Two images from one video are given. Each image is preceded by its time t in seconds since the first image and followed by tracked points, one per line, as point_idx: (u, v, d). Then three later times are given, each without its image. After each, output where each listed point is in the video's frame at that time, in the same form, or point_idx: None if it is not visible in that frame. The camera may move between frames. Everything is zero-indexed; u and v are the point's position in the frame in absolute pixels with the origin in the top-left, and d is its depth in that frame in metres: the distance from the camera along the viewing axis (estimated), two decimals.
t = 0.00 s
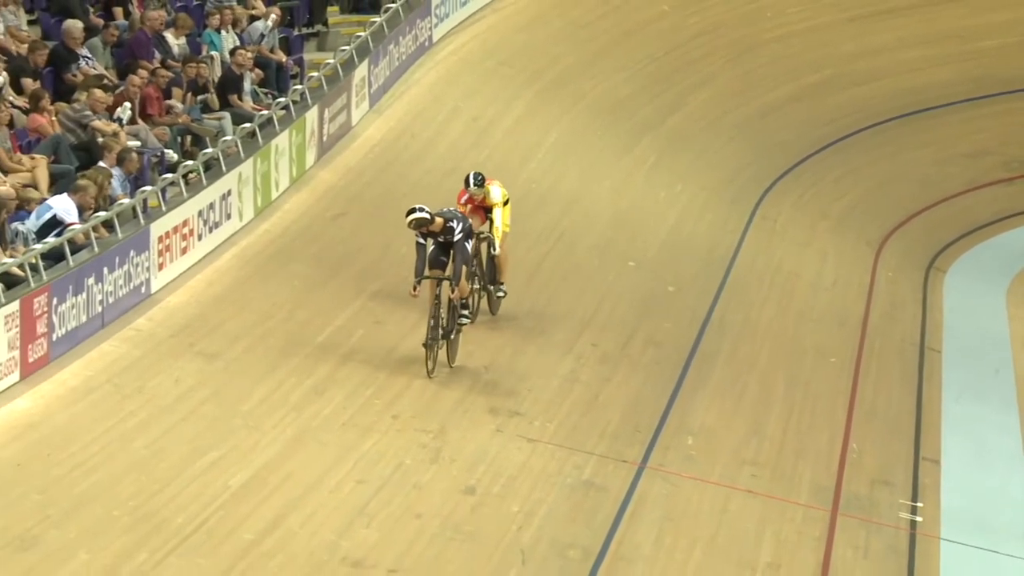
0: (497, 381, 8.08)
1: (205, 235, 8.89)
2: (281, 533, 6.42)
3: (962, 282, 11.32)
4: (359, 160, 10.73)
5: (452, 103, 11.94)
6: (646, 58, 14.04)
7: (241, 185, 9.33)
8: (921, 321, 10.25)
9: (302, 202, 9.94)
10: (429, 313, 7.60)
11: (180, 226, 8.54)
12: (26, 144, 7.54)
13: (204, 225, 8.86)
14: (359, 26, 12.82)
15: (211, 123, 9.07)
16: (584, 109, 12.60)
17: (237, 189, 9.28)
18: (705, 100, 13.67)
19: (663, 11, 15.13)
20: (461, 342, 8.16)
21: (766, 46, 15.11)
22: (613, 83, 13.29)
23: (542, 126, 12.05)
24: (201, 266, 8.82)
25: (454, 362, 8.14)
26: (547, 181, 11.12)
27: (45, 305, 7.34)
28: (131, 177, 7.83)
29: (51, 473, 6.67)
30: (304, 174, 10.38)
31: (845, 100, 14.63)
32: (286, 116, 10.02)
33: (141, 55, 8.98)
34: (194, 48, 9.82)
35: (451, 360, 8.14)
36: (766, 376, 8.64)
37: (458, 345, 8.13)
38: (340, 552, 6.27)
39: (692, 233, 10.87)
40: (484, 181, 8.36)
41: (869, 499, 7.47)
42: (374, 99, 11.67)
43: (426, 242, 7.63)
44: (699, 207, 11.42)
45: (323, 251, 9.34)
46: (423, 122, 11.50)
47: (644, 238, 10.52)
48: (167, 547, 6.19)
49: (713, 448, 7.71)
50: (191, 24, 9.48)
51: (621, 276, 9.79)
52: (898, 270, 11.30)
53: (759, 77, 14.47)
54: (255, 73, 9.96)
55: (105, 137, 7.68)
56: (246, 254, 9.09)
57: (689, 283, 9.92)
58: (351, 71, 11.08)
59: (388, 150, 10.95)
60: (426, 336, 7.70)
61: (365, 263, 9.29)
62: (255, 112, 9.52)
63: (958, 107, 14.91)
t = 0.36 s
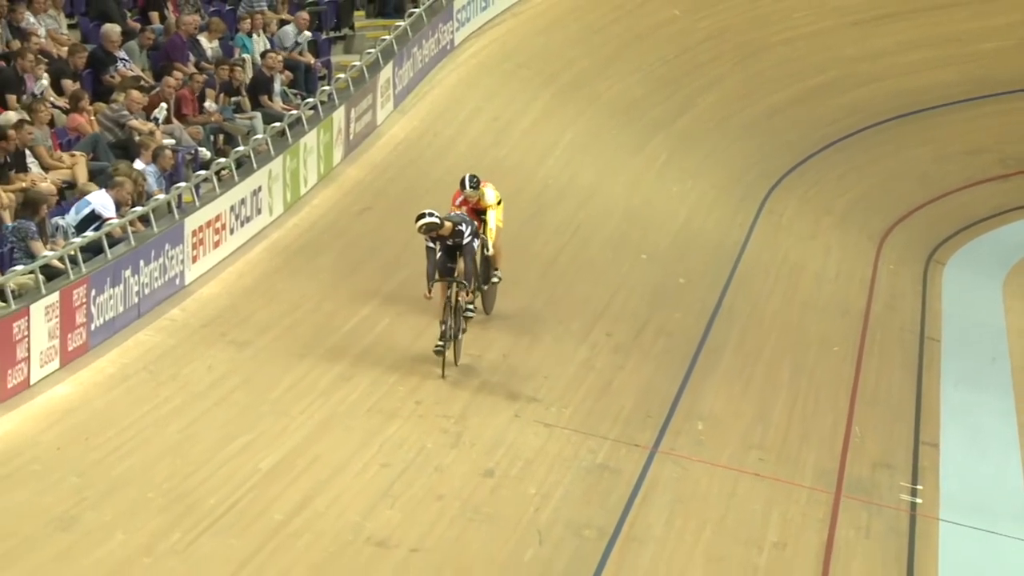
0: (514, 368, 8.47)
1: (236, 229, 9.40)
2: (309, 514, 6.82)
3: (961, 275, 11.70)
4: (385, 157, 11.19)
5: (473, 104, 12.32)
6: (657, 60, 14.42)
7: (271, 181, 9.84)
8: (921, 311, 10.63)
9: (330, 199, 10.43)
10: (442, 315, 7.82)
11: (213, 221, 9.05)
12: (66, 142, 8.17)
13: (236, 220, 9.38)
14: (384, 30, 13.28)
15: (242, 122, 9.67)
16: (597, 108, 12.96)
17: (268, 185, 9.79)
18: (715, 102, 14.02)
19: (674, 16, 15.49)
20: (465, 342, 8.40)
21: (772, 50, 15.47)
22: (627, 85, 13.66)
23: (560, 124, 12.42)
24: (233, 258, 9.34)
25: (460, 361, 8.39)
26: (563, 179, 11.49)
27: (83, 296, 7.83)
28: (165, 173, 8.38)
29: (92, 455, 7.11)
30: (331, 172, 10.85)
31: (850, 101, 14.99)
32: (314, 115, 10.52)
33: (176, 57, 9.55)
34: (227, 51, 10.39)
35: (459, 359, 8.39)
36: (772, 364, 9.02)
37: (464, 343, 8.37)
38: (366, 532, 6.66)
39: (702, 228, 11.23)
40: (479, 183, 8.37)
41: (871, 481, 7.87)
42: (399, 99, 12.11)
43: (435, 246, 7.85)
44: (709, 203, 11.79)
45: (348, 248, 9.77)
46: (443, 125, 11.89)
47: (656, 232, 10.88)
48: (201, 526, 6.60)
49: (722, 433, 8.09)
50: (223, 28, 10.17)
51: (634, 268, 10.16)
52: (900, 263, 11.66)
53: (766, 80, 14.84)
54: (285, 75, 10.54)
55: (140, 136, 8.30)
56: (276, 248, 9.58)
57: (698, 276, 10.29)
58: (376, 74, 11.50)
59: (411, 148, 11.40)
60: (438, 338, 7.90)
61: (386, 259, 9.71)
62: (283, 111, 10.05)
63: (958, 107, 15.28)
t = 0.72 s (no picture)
0: (529, 355, 8.72)
1: (258, 221, 9.67)
2: (329, 498, 7.13)
3: (961, 265, 11.95)
4: (403, 151, 11.43)
5: (488, 99, 12.54)
6: (667, 57, 14.65)
7: (293, 175, 10.09)
8: (922, 301, 10.87)
9: (351, 188, 10.73)
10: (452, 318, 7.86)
11: (236, 213, 9.32)
12: (94, 135, 8.51)
13: (258, 212, 9.64)
14: (402, 27, 13.55)
15: (264, 118, 10.04)
16: (607, 103, 13.19)
17: (289, 178, 10.04)
18: (722, 98, 14.24)
19: (682, 14, 15.74)
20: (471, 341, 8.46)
21: (778, 46, 15.71)
22: (637, 81, 13.88)
23: (572, 119, 12.65)
24: (255, 249, 9.61)
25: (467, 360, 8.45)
26: (575, 171, 11.72)
27: (110, 286, 8.13)
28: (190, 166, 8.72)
29: (121, 439, 7.42)
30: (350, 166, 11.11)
31: (855, 96, 15.21)
32: (333, 111, 10.78)
33: (200, 54, 9.87)
34: (249, 49, 10.76)
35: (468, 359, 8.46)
36: (779, 352, 9.27)
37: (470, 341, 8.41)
38: (384, 515, 6.97)
39: (712, 219, 11.46)
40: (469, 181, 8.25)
41: (874, 465, 8.14)
42: (416, 95, 12.35)
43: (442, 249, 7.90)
44: (717, 195, 12.01)
45: (366, 241, 10.01)
46: (457, 121, 12.11)
47: (665, 224, 11.12)
48: (225, 508, 6.93)
49: (729, 418, 8.36)
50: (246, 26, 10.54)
51: (645, 258, 10.40)
52: (902, 254, 11.90)
53: (773, 77, 15.06)
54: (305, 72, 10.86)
55: (165, 131, 8.64)
56: (298, 238, 9.87)
57: (707, 266, 10.52)
58: (393, 70, 11.78)
59: (428, 142, 11.64)
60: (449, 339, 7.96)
61: (402, 251, 9.97)
62: (304, 107, 10.37)
63: (960, 102, 15.52)
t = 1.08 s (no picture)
0: (541, 344, 8.97)
1: (278, 214, 9.99)
2: (345, 483, 7.43)
3: (960, 257, 12.20)
4: (418, 146, 11.69)
5: (501, 96, 12.80)
6: (674, 54, 14.90)
7: (311, 169, 10.38)
8: (922, 292, 11.12)
9: (370, 181, 11.03)
10: (454, 315, 8.13)
11: (256, 206, 9.64)
12: (118, 131, 8.78)
13: (278, 205, 9.96)
14: (417, 26, 13.78)
15: (284, 114, 10.36)
16: (615, 100, 13.43)
17: (308, 172, 10.34)
18: (730, 93, 14.47)
19: (690, 13, 16.00)
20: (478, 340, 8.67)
21: (783, 44, 15.95)
22: (646, 78, 14.12)
23: (583, 114, 12.89)
24: (275, 241, 9.92)
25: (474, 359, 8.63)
26: (585, 165, 11.97)
27: (134, 276, 8.44)
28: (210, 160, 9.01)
29: (144, 425, 7.73)
30: (367, 160, 11.38)
31: (859, 92, 15.45)
32: (350, 107, 11.06)
33: (222, 52, 10.14)
34: (269, 46, 11.08)
35: (470, 358, 8.61)
36: (783, 342, 9.53)
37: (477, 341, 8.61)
38: (400, 500, 7.27)
39: (719, 212, 11.70)
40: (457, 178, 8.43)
41: (876, 451, 8.40)
42: (431, 91, 12.63)
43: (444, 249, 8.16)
44: (723, 189, 12.26)
45: (381, 235, 10.28)
46: (471, 116, 12.35)
47: (674, 217, 11.36)
48: (244, 493, 7.23)
49: (735, 406, 8.62)
50: (265, 25, 10.80)
51: (654, 250, 10.66)
52: (903, 246, 12.14)
53: (779, 74, 15.29)
54: (323, 68, 11.21)
55: (187, 126, 8.91)
56: (316, 231, 10.18)
57: (713, 258, 10.76)
58: (409, 67, 12.05)
59: (442, 136, 11.90)
60: (452, 337, 8.21)
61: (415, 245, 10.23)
62: (322, 103, 10.67)
63: (961, 98, 15.77)
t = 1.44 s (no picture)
0: (558, 335, 9.01)
1: (295, 206, 10.05)
2: (362, 474, 7.45)
3: (977, 248, 12.19)
4: (434, 137, 11.73)
5: (517, 86, 12.85)
6: (690, 45, 14.94)
7: (328, 160, 10.45)
8: (940, 283, 11.12)
9: (387, 173, 11.11)
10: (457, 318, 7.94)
11: (273, 197, 9.71)
12: (135, 122, 8.91)
13: (294, 196, 10.03)
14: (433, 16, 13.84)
15: (301, 105, 10.44)
16: (630, 91, 13.45)
17: (325, 164, 10.40)
18: (745, 85, 14.42)
19: (705, 4, 16.03)
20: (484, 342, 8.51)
21: (798, 35, 15.98)
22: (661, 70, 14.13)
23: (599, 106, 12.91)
24: (292, 232, 10.00)
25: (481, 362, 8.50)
26: (600, 157, 11.98)
27: (151, 268, 8.51)
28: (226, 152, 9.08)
29: (161, 417, 7.77)
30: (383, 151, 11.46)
31: (872, 84, 15.43)
32: (367, 98, 11.15)
33: (238, 43, 10.32)
34: (285, 37, 11.22)
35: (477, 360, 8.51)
36: (800, 333, 9.55)
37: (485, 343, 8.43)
38: (416, 491, 7.29)
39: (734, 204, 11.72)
40: (445, 172, 8.24)
41: (892, 443, 8.42)
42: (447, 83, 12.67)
43: (447, 248, 8.07)
44: (739, 179, 12.27)
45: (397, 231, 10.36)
46: (487, 109, 12.37)
47: (691, 208, 11.37)
48: (261, 484, 7.26)
49: (752, 397, 8.65)
50: (282, 16, 10.92)
51: (671, 240, 10.69)
52: (920, 237, 12.14)
53: (792, 67, 15.28)
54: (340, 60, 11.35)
55: (203, 118, 8.98)
56: (333, 222, 10.27)
57: (730, 249, 10.78)
58: (426, 58, 12.11)
59: (458, 127, 11.96)
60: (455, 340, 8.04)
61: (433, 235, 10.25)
62: (338, 94, 10.75)
63: (976, 89, 15.75)
